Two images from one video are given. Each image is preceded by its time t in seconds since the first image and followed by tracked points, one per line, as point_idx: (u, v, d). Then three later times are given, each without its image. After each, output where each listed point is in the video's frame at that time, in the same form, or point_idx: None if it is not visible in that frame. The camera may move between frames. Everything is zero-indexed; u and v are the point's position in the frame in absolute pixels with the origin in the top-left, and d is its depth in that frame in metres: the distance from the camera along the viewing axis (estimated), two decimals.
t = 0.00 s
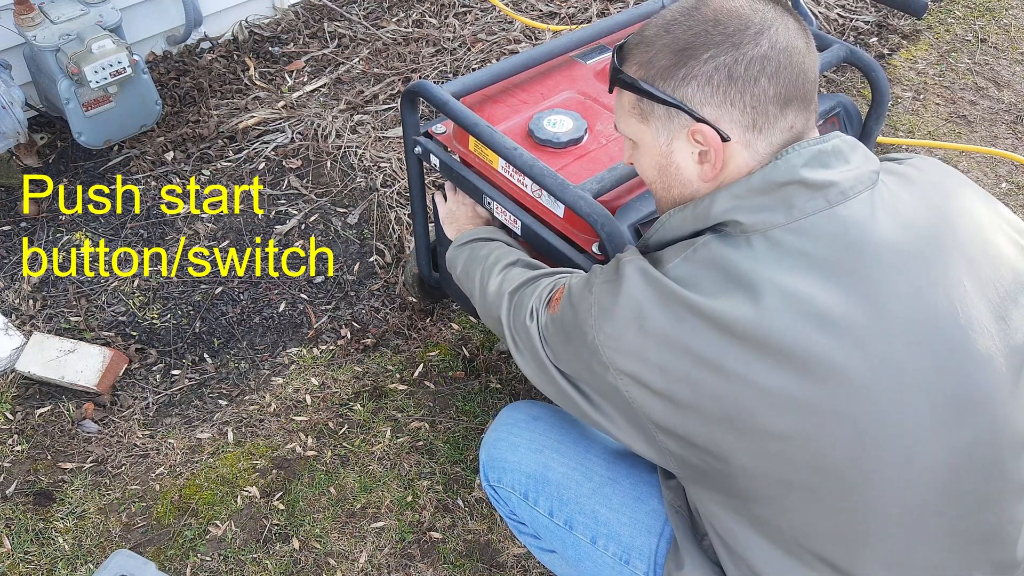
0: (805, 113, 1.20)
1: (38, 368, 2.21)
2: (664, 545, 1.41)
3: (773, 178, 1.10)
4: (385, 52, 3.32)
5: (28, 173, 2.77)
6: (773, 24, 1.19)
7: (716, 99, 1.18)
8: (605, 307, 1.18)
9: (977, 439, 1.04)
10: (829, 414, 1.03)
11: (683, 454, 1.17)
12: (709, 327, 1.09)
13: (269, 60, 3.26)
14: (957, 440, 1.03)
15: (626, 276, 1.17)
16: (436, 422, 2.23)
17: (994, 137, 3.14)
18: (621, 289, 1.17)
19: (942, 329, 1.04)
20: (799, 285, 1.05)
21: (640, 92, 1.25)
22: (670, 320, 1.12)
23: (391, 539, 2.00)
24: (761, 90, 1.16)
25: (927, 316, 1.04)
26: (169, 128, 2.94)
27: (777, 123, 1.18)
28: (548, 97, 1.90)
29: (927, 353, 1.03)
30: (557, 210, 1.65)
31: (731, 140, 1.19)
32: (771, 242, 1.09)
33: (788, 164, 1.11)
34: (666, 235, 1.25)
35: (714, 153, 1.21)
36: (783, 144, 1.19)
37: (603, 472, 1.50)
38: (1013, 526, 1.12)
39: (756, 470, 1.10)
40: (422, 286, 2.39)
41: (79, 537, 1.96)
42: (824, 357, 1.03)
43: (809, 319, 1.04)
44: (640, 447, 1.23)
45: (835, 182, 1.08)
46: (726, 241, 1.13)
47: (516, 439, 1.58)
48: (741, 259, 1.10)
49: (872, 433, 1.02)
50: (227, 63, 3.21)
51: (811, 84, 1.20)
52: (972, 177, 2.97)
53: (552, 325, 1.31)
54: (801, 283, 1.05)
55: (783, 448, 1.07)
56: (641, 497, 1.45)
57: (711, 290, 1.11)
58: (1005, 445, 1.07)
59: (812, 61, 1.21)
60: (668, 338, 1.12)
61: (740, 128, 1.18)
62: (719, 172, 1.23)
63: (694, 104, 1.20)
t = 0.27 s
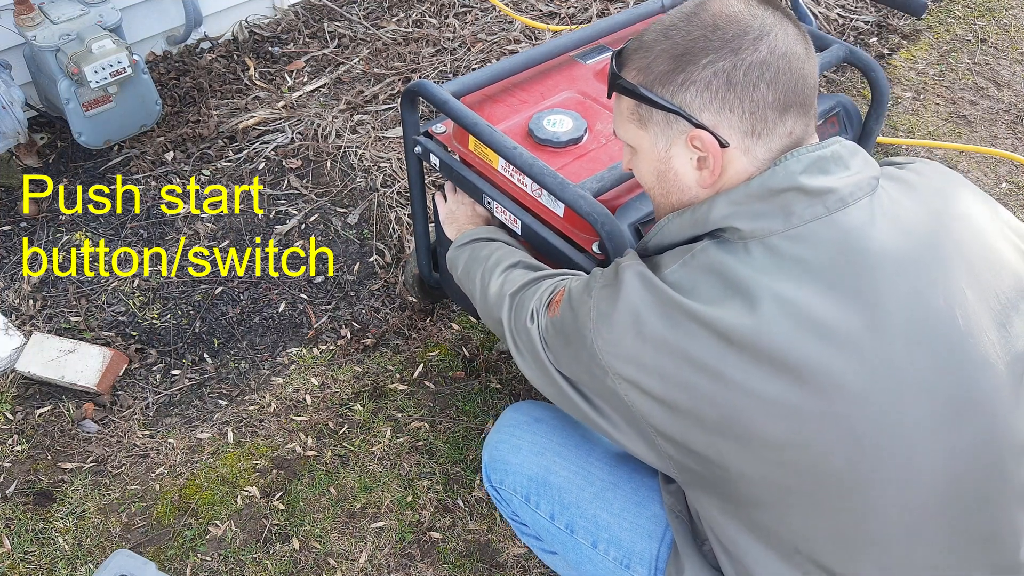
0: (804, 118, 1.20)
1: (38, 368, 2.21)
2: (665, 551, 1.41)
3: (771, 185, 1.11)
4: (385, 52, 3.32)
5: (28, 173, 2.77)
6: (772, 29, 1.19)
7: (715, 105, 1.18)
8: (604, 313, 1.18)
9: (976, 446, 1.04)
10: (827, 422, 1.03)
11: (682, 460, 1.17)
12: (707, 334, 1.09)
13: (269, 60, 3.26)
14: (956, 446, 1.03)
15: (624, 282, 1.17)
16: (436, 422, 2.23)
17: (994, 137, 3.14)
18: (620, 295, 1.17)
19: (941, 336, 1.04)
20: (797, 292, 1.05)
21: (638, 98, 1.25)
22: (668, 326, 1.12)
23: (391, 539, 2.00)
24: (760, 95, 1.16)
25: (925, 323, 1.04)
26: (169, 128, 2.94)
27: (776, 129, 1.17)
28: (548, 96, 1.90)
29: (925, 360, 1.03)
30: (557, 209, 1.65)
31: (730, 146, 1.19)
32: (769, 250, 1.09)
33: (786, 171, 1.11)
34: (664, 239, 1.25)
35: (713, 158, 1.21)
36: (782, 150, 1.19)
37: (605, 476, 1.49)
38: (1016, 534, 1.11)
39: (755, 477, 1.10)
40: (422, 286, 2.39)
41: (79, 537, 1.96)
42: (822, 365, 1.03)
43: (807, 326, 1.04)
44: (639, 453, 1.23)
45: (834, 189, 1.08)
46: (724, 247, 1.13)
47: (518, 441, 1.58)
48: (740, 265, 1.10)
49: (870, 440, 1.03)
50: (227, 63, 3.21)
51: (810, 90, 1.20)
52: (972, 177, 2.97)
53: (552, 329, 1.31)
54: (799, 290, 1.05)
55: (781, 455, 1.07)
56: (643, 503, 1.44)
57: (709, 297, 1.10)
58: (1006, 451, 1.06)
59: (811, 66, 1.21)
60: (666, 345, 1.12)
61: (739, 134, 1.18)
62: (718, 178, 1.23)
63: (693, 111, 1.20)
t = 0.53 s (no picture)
0: (806, 135, 1.19)
1: (38, 368, 2.21)
2: (668, 555, 1.41)
3: (773, 206, 1.10)
4: (385, 52, 3.32)
5: (28, 173, 2.77)
6: (775, 43, 1.18)
7: (715, 121, 1.18)
8: (605, 326, 1.19)
9: (976, 469, 1.03)
10: (823, 443, 1.03)
11: (681, 473, 1.19)
12: (706, 351, 1.10)
13: (269, 60, 3.26)
14: (956, 468, 1.03)
15: (625, 295, 1.18)
16: (436, 422, 2.23)
17: (994, 137, 3.14)
18: (620, 309, 1.18)
19: (941, 358, 1.03)
20: (796, 312, 1.05)
21: (639, 113, 1.26)
22: (666, 342, 1.13)
23: (391, 539, 2.01)
24: (760, 112, 1.15)
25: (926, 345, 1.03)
26: (169, 128, 2.94)
27: (777, 145, 1.17)
28: (549, 97, 1.90)
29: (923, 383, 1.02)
30: (558, 210, 1.65)
31: (731, 163, 1.19)
32: (769, 271, 1.08)
33: (788, 192, 1.10)
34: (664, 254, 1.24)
35: (714, 175, 1.21)
36: (784, 166, 1.19)
37: (612, 476, 1.49)
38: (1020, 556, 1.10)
39: (751, 493, 1.11)
40: (422, 286, 2.39)
41: (79, 537, 1.96)
42: (819, 387, 1.02)
43: (804, 347, 1.04)
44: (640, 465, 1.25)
45: (838, 210, 1.07)
46: (724, 266, 1.12)
47: (526, 438, 1.58)
48: (739, 282, 1.10)
49: (866, 462, 1.02)
50: (227, 63, 3.21)
51: (814, 104, 1.19)
52: (972, 178, 2.97)
53: (554, 338, 1.32)
54: (798, 310, 1.05)
55: (778, 474, 1.07)
56: (649, 505, 1.44)
57: (708, 313, 1.11)
58: (1010, 472, 1.05)
59: (815, 80, 1.20)
60: (665, 361, 1.13)
61: (740, 151, 1.18)
62: (719, 193, 1.23)
63: (693, 127, 1.20)
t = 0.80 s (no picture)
0: (811, 150, 1.18)
1: (38, 368, 2.21)
2: (672, 561, 1.42)
3: (776, 222, 1.10)
4: (385, 52, 3.32)
5: (28, 173, 2.77)
6: (782, 57, 1.18)
7: (720, 135, 1.18)
8: (607, 337, 1.20)
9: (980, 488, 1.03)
10: (824, 458, 1.03)
11: (683, 484, 1.19)
12: (707, 365, 1.10)
13: (269, 60, 3.26)
14: (960, 487, 1.02)
15: (628, 306, 1.18)
16: (436, 422, 2.23)
17: (994, 137, 3.14)
18: (623, 320, 1.18)
19: (944, 376, 1.03)
20: (798, 327, 1.05)
21: (643, 126, 1.26)
22: (668, 355, 1.13)
23: (391, 539, 2.00)
24: (766, 128, 1.15)
25: (929, 362, 1.03)
26: (169, 128, 2.94)
27: (783, 160, 1.17)
28: (549, 97, 1.90)
29: (926, 401, 1.02)
30: (557, 210, 1.65)
31: (735, 177, 1.19)
32: (771, 286, 1.08)
33: (792, 209, 1.10)
34: (667, 263, 1.24)
35: (718, 188, 1.21)
36: (789, 181, 1.19)
37: (618, 480, 1.49)
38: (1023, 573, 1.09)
39: (752, 506, 1.11)
40: (423, 286, 2.39)
41: (79, 537, 1.96)
42: (820, 402, 1.02)
43: (806, 363, 1.03)
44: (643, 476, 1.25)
45: (841, 227, 1.07)
46: (726, 279, 1.13)
47: (532, 438, 1.57)
48: (741, 296, 1.10)
49: (867, 478, 1.02)
50: (227, 63, 3.21)
51: (821, 119, 1.18)
52: (972, 178, 2.97)
53: (555, 346, 1.32)
54: (801, 325, 1.05)
55: (779, 488, 1.07)
56: (655, 511, 1.44)
57: (710, 326, 1.11)
58: (1017, 489, 1.05)
59: (823, 95, 1.19)
60: (666, 374, 1.13)
61: (744, 166, 1.18)
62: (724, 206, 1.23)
63: (698, 141, 1.20)
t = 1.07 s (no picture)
0: (831, 153, 1.18)
1: (38, 368, 2.21)
2: (675, 565, 1.43)
3: (793, 228, 1.10)
4: (385, 52, 3.32)
5: (28, 173, 2.77)
6: (807, 60, 1.17)
7: (742, 136, 1.17)
8: (619, 338, 1.20)
9: (992, 501, 1.02)
10: (834, 465, 1.03)
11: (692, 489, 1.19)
12: (719, 368, 1.09)
13: (269, 60, 3.26)
14: (972, 500, 1.02)
15: (640, 307, 1.18)
16: (436, 422, 2.24)
17: (994, 137, 3.14)
18: (635, 320, 1.18)
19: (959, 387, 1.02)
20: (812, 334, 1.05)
21: (664, 123, 1.25)
22: (680, 358, 1.13)
23: (391, 539, 2.00)
24: (788, 130, 1.14)
25: (943, 373, 1.02)
26: (169, 128, 2.94)
27: (804, 163, 1.16)
28: (548, 97, 1.90)
29: (939, 412, 1.02)
30: (558, 210, 1.65)
31: (755, 179, 1.18)
32: (785, 291, 1.08)
33: (809, 215, 1.11)
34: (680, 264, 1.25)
35: (737, 189, 1.20)
36: (808, 184, 1.18)
37: (623, 484, 1.49)
38: None
39: (762, 511, 1.11)
40: (423, 286, 2.39)
41: (79, 537, 1.96)
42: (833, 409, 1.02)
43: (819, 369, 1.03)
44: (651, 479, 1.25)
45: (858, 234, 1.08)
46: (739, 283, 1.13)
47: (537, 441, 1.57)
48: (754, 301, 1.10)
49: (879, 486, 1.02)
50: (227, 63, 3.21)
51: (843, 124, 1.18)
52: (972, 178, 2.97)
53: (563, 346, 1.31)
54: (814, 331, 1.05)
55: (789, 493, 1.07)
56: (659, 515, 1.44)
57: (723, 329, 1.11)
58: None
59: (845, 100, 1.19)
60: (678, 377, 1.13)
61: (765, 168, 1.17)
62: (741, 208, 1.23)
63: (719, 141, 1.19)
